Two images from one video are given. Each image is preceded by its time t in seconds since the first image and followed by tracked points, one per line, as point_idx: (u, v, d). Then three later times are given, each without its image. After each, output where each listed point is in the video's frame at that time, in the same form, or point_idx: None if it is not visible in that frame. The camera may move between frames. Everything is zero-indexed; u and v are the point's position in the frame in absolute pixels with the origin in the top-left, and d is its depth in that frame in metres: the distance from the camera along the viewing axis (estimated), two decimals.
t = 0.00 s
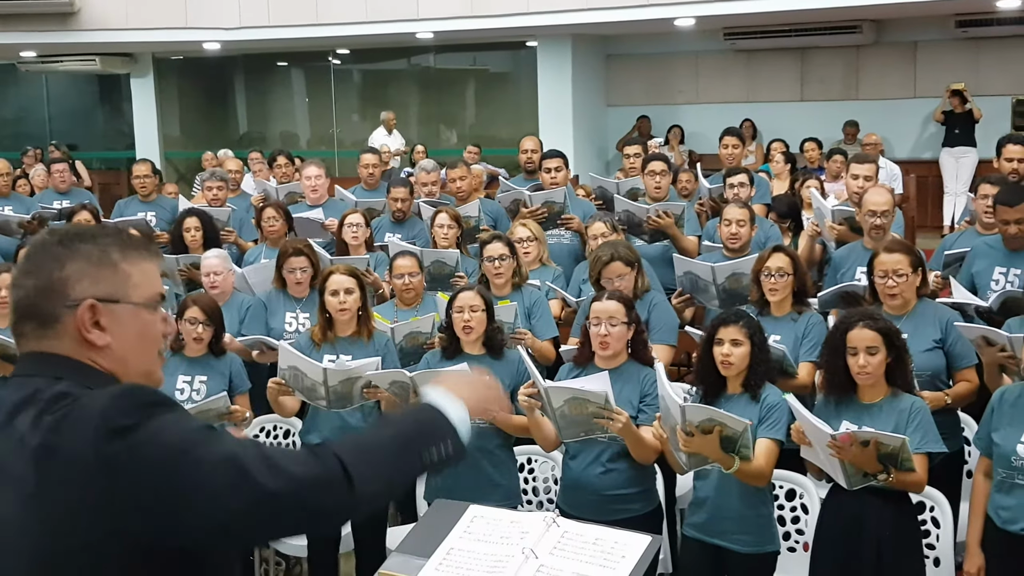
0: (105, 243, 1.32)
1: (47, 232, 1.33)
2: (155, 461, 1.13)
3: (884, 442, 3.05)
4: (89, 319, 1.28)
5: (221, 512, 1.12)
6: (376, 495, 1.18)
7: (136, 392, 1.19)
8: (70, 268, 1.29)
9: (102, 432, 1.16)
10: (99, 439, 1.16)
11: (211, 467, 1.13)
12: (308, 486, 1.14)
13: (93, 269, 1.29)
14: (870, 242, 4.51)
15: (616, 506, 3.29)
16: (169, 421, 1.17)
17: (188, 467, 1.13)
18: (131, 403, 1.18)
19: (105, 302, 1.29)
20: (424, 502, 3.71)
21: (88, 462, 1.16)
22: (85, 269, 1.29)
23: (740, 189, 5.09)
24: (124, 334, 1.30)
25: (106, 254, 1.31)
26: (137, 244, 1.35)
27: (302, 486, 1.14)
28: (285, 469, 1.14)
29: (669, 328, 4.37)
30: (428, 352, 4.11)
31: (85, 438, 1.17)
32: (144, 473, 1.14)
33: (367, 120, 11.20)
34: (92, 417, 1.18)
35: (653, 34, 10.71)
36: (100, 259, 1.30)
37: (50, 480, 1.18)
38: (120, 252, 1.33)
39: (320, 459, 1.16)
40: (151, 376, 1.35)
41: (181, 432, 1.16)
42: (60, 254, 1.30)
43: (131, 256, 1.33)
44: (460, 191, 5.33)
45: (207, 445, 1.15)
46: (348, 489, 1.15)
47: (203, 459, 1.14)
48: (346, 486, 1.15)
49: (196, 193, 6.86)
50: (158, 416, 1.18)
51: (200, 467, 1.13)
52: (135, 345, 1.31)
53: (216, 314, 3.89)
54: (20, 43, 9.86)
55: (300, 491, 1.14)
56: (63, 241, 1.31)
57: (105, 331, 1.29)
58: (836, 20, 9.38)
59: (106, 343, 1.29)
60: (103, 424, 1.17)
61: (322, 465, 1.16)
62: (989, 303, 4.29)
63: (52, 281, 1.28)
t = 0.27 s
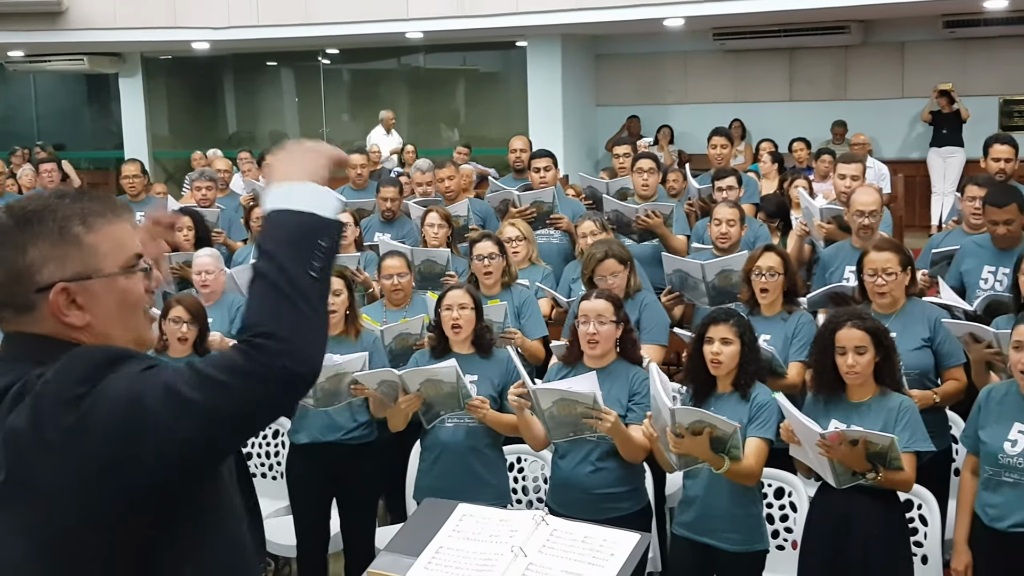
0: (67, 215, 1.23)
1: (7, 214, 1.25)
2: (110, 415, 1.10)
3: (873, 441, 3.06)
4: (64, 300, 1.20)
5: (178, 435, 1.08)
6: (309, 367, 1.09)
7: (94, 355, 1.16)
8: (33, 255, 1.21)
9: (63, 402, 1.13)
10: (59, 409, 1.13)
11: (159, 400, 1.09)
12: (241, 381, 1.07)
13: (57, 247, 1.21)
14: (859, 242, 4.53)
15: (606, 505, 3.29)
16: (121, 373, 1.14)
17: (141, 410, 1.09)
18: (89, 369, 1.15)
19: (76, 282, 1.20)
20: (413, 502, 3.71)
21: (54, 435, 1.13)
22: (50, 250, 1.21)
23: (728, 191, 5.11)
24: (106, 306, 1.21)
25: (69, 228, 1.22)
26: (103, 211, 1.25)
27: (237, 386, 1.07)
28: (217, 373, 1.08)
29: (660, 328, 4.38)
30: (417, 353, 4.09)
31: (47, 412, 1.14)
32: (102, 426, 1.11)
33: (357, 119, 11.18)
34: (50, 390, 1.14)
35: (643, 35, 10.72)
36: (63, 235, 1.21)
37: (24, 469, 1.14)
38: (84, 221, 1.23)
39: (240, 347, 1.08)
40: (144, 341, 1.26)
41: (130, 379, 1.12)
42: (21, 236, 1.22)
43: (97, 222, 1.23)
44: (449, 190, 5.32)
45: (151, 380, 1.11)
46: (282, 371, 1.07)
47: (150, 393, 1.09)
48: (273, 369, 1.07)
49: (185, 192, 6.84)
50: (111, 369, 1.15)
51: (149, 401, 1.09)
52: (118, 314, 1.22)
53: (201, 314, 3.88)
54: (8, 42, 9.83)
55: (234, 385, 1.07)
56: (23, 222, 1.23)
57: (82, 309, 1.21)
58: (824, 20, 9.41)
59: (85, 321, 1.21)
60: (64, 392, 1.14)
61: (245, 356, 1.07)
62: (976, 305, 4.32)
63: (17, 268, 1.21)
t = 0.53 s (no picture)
0: (51, 237, 1.14)
1: None
2: (152, 478, 1.00)
3: (859, 441, 3.07)
4: (57, 328, 1.12)
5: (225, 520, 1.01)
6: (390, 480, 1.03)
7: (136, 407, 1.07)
8: (19, 283, 1.12)
9: (98, 446, 1.02)
10: (92, 455, 1.02)
11: (212, 474, 1.01)
12: (309, 486, 1.01)
13: (44, 273, 1.12)
14: (845, 241, 4.54)
15: (593, 505, 3.29)
16: (175, 436, 1.04)
17: (189, 477, 1.00)
18: (132, 418, 1.05)
19: (67, 310, 1.12)
20: (400, 502, 3.70)
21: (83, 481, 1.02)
22: (36, 277, 1.12)
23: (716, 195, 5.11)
24: (99, 330, 1.13)
25: (55, 251, 1.14)
26: (91, 228, 1.17)
27: (310, 487, 1.01)
28: (288, 470, 1.01)
29: (648, 328, 4.38)
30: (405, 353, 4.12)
31: (74, 452, 1.03)
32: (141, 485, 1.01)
33: (345, 120, 11.18)
34: (75, 433, 1.03)
35: (631, 35, 10.74)
36: (49, 259, 1.13)
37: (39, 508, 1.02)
38: (71, 243, 1.15)
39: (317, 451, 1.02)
40: (142, 363, 1.18)
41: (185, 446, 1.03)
42: (6, 264, 1.13)
43: (85, 242, 1.15)
44: (435, 191, 5.31)
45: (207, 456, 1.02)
46: (353, 486, 1.01)
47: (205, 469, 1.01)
48: (355, 477, 1.00)
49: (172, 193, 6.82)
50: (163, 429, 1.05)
51: (201, 475, 1.01)
52: (112, 338, 1.14)
53: (183, 313, 3.85)
54: None
55: (303, 487, 1.00)
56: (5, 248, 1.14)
57: (76, 335, 1.12)
58: (811, 21, 9.44)
59: (80, 349, 1.12)
60: (98, 438, 1.03)
61: (322, 458, 1.01)
62: (960, 305, 4.36)
63: (4, 297, 1.12)
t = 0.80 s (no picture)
0: (56, 294, 1.18)
1: None
2: None
3: (842, 438, 3.08)
4: (65, 387, 1.17)
5: None
6: None
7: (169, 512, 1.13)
8: (25, 345, 1.16)
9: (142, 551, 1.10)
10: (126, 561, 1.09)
11: None
12: None
13: (50, 333, 1.16)
14: (829, 240, 4.56)
15: (576, 503, 3.29)
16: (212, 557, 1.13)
17: None
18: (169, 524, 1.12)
19: (77, 366, 1.17)
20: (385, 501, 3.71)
21: None
22: (43, 337, 1.16)
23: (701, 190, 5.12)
24: (106, 382, 1.20)
25: (60, 310, 1.17)
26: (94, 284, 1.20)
27: None
28: None
29: (636, 327, 4.38)
30: (390, 351, 4.12)
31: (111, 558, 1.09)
32: None
33: (330, 119, 11.16)
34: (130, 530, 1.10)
35: (616, 34, 10.75)
36: (55, 320, 1.17)
37: None
38: (76, 299, 1.19)
39: None
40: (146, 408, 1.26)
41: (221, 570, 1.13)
42: (11, 325, 1.16)
43: (89, 297, 1.20)
44: (421, 190, 5.29)
45: None
46: None
47: None
48: None
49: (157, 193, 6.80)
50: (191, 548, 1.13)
51: None
52: (117, 389, 1.20)
53: (163, 313, 3.84)
54: None
55: None
56: (8, 308, 1.16)
57: (84, 393, 1.18)
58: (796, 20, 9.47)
59: (89, 406, 1.18)
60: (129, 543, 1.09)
61: None
62: (942, 302, 4.38)
63: (11, 360, 1.15)
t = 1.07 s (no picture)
0: (76, 256, 1.10)
1: (5, 254, 1.10)
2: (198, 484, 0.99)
3: (830, 433, 3.09)
4: (87, 349, 1.08)
5: (275, 538, 0.98)
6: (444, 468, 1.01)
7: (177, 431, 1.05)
8: (46, 307, 1.08)
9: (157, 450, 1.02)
10: (136, 494, 1.00)
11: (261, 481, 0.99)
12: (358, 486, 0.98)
13: (71, 296, 1.08)
14: (818, 237, 4.58)
15: (564, 500, 3.29)
16: (209, 450, 1.03)
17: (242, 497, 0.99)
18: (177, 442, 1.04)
19: (99, 327, 1.09)
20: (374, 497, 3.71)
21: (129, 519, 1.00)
22: (64, 300, 1.08)
23: (691, 185, 5.12)
24: (132, 341, 1.10)
25: (81, 272, 1.09)
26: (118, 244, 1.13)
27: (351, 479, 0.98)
28: (332, 478, 0.99)
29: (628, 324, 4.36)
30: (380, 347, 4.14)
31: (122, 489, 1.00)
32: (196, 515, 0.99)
33: (320, 116, 11.14)
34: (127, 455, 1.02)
35: (606, 31, 10.75)
36: (76, 281, 1.09)
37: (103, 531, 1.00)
38: (97, 261, 1.11)
39: (361, 453, 0.99)
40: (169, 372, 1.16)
41: (223, 459, 1.02)
42: (30, 288, 1.08)
43: (111, 259, 1.12)
44: (410, 186, 5.27)
45: (254, 465, 1.01)
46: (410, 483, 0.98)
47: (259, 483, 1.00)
48: (400, 467, 0.97)
49: (146, 189, 6.79)
50: (193, 445, 1.04)
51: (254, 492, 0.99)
52: (143, 351, 1.11)
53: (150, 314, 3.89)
54: None
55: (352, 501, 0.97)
56: (27, 270, 1.09)
57: (105, 355, 1.09)
58: (785, 16, 9.49)
59: (111, 368, 1.09)
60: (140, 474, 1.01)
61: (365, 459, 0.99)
62: (926, 299, 4.40)
63: (31, 322, 1.08)
